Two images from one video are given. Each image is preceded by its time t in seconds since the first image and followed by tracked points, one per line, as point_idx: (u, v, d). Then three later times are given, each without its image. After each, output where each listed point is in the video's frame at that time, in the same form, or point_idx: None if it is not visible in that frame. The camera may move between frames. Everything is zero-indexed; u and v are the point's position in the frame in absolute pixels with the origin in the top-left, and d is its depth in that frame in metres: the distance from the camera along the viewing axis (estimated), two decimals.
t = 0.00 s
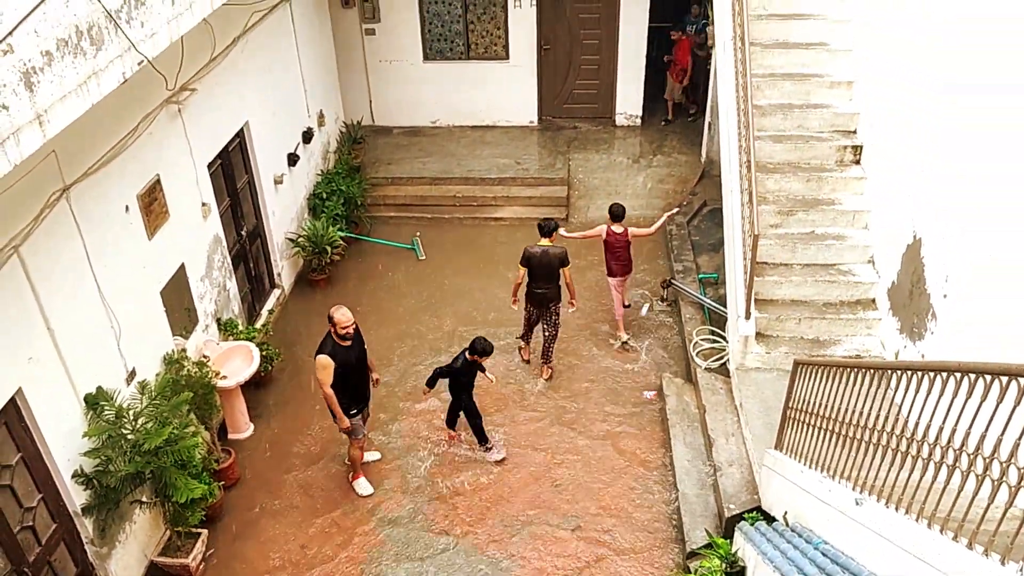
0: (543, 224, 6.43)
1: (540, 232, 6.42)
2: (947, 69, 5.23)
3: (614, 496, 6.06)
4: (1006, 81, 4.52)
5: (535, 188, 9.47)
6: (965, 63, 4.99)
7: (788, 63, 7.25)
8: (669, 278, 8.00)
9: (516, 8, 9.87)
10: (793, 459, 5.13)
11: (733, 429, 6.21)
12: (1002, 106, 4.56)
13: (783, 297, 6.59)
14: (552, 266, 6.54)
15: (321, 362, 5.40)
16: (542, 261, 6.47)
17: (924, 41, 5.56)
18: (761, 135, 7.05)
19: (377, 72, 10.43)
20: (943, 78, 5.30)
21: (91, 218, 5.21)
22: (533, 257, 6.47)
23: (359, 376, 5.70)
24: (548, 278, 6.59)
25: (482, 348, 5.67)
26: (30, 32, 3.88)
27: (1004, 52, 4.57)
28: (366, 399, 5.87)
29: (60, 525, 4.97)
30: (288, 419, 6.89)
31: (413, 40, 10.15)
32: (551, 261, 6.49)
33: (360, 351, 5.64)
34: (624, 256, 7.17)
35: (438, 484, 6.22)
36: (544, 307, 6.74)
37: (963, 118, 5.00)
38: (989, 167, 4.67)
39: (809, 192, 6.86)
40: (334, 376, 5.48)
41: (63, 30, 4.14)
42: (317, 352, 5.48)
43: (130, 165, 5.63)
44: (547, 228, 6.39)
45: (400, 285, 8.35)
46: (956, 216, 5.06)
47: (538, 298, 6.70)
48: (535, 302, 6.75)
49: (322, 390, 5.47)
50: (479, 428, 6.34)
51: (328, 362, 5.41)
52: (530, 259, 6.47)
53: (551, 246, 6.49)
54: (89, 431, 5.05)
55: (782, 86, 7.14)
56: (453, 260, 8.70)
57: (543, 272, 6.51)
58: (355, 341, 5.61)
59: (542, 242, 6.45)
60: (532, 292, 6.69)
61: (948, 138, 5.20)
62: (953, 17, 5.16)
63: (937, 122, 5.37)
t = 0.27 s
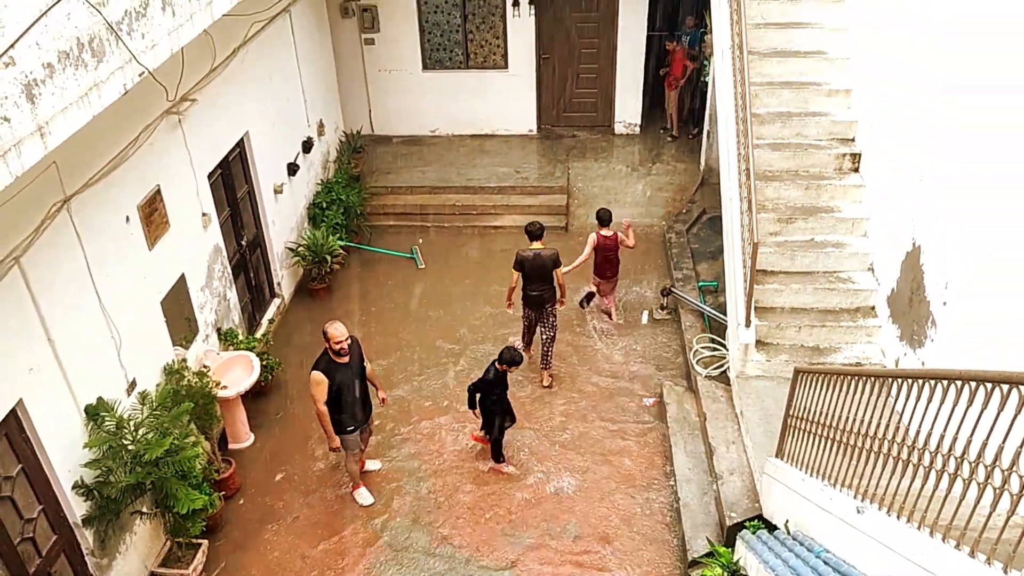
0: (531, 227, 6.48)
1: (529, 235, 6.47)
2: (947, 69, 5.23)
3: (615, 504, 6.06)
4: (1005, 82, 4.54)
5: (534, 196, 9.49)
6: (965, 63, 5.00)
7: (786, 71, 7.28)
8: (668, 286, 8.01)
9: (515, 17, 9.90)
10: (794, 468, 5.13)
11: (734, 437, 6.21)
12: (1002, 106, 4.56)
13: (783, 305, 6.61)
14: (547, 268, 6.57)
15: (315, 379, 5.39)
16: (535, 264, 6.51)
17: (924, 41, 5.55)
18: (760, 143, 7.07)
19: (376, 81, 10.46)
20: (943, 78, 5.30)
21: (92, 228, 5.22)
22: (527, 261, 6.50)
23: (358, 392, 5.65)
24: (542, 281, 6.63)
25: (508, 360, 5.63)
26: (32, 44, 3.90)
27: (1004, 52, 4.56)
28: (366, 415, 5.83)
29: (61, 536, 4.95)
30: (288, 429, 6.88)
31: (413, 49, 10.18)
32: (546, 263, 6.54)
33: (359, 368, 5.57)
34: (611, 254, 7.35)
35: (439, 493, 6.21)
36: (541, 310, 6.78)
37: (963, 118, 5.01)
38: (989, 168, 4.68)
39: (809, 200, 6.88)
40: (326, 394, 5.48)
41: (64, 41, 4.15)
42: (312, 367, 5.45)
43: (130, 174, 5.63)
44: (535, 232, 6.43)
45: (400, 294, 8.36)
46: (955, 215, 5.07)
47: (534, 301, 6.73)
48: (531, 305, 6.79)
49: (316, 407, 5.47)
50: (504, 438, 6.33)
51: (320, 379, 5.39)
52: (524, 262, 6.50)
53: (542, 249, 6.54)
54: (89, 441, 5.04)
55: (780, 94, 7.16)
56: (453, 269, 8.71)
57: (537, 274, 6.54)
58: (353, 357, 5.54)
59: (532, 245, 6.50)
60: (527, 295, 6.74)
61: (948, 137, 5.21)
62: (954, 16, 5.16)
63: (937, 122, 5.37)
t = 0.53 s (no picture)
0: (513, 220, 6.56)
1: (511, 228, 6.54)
2: (946, 71, 5.21)
3: (614, 508, 6.05)
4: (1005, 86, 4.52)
5: (532, 200, 9.50)
6: (964, 65, 4.98)
7: (783, 75, 7.30)
8: (666, 290, 8.02)
9: (512, 20, 9.93)
10: (793, 470, 5.14)
11: (732, 440, 6.21)
12: (1002, 108, 4.55)
13: (780, 307, 6.62)
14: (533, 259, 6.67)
15: (307, 389, 5.39)
16: (523, 256, 6.59)
17: (924, 43, 5.53)
18: (758, 146, 7.08)
19: (374, 85, 10.46)
20: (942, 80, 5.27)
21: (89, 232, 5.20)
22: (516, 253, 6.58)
23: (354, 401, 5.63)
24: (531, 273, 6.72)
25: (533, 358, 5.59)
26: (30, 49, 3.90)
27: (1004, 54, 4.54)
28: (362, 421, 5.79)
29: (59, 542, 4.94)
30: (287, 433, 6.87)
31: (410, 53, 10.20)
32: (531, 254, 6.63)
33: (354, 377, 5.53)
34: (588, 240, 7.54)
35: (437, 497, 6.20)
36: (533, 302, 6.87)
37: (963, 120, 5.00)
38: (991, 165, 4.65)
39: (806, 203, 6.90)
40: (319, 402, 5.45)
41: (62, 46, 4.15)
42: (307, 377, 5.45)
43: (128, 178, 5.62)
44: (516, 223, 6.48)
45: (398, 298, 8.35)
46: (955, 216, 5.06)
47: (525, 293, 6.81)
48: (521, 298, 6.87)
49: (310, 418, 5.46)
50: (547, 442, 6.33)
51: (313, 390, 5.38)
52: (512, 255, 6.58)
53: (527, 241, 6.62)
54: (87, 446, 5.03)
55: (778, 98, 7.18)
56: (451, 272, 8.71)
57: (523, 266, 6.64)
58: (349, 366, 5.51)
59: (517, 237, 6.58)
60: (517, 288, 6.82)
61: (947, 140, 5.19)
62: (953, 18, 5.14)
63: (936, 125, 5.36)
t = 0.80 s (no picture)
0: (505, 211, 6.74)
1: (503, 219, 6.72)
2: (947, 71, 5.19)
3: (613, 506, 6.05)
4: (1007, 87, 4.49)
5: (529, 198, 9.49)
6: (964, 65, 4.96)
7: (781, 72, 7.30)
8: (665, 288, 8.02)
9: (509, 18, 9.92)
10: (792, 468, 5.14)
11: (731, 438, 6.22)
12: (1002, 109, 4.53)
13: (779, 305, 6.62)
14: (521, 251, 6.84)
15: (302, 390, 5.38)
16: (514, 247, 6.78)
17: (924, 43, 5.51)
18: (756, 144, 7.09)
19: (371, 83, 10.45)
20: (942, 80, 5.26)
21: (85, 232, 5.17)
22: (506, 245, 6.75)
23: (352, 400, 5.61)
24: (520, 264, 6.92)
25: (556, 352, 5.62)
26: (28, 46, 3.89)
27: (1004, 53, 4.53)
28: (359, 427, 5.78)
29: (57, 541, 4.93)
30: (285, 432, 6.86)
31: (407, 51, 10.18)
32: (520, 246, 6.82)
33: (351, 378, 5.50)
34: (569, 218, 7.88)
35: (436, 496, 6.20)
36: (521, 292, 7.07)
37: (963, 119, 4.98)
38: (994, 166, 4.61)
39: (804, 201, 6.90)
40: (315, 404, 5.45)
41: (60, 43, 4.13)
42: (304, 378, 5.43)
43: (125, 177, 5.60)
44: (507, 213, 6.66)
45: (396, 297, 8.34)
46: (955, 214, 5.05)
47: (514, 284, 7.01)
48: (510, 288, 7.07)
49: (306, 419, 5.46)
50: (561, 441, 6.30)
51: (308, 391, 5.37)
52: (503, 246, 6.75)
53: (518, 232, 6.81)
54: (85, 445, 5.01)
55: (776, 95, 7.18)
56: (449, 271, 8.71)
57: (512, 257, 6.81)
58: (346, 366, 5.47)
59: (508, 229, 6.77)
60: (506, 278, 7.01)
61: (947, 140, 5.18)
62: (953, 18, 5.12)
63: (935, 123, 5.35)
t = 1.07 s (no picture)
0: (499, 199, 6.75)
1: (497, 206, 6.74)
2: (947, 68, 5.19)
3: (612, 501, 6.06)
4: (1006, 93, 4.50)
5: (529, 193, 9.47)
6: (964, 65, 4.96)
7: (781, 67, 7.29)
8: (664, 283, 8.02)
9: (509, 13, 9.90)
10: (791, 463, 5.15)
11: (730, 433, 6.22)
12: (1002, 108, 4.53)
13: (778, 301, 6.62)
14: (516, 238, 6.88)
15: (305, 387, 5.38)
16: (506, 234, 6.79)
17: (924, 43, 5.51)
18: (756, 139, 7.08)
19: (371, 78, 10.43)
20: (942, 80, 5.25)
21: (84, 226, 5.16)
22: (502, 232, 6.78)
23: (353, 396, 5.61)
24: (512, 252, 6.92)
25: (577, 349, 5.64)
26: (28, 39, 3.88)
27: (1005, 50, 4.53)
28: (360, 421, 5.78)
29: (56, 535, 4.92)
30: (285, 427, 6.86)
31: (407, 46, 10.16)
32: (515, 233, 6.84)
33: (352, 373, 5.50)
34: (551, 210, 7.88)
35: (436, 491, 6.20)
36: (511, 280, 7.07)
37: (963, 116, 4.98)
38: (993, 171, 4.61)
39: (804, 196, 6.89)
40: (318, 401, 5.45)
41: (59, 37, 4.12)
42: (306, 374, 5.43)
43: (124, 172, 5.59)
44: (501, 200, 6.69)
45: (396, 292, 8.33)
46: (955, 210, 5.05)
47: (505, 272, 7.01)
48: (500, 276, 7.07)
49: (308, 415, 5.46)
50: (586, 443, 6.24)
51: (310, 388, 5.37)
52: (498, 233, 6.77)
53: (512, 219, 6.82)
54: (84, 440, 5.01)
55: (776, 91, 7.17)
56: (448, 266, 8.70)
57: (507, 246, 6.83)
58: (348, 362, 5.47)
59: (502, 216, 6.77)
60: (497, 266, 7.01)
61: (947, 138, 5.18)
62: (953, 18, 5.12)
63: (935, 120, 5.35)
